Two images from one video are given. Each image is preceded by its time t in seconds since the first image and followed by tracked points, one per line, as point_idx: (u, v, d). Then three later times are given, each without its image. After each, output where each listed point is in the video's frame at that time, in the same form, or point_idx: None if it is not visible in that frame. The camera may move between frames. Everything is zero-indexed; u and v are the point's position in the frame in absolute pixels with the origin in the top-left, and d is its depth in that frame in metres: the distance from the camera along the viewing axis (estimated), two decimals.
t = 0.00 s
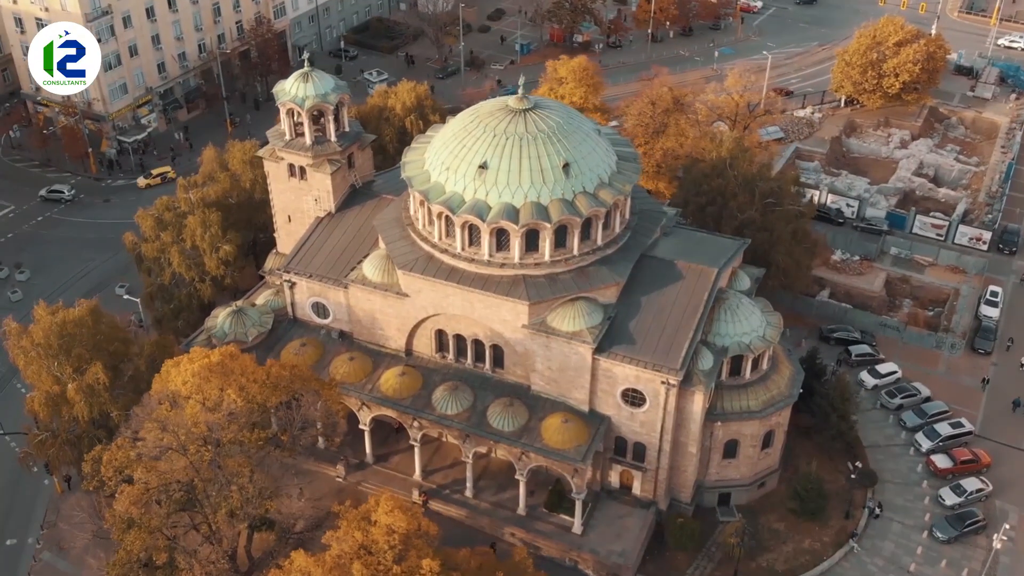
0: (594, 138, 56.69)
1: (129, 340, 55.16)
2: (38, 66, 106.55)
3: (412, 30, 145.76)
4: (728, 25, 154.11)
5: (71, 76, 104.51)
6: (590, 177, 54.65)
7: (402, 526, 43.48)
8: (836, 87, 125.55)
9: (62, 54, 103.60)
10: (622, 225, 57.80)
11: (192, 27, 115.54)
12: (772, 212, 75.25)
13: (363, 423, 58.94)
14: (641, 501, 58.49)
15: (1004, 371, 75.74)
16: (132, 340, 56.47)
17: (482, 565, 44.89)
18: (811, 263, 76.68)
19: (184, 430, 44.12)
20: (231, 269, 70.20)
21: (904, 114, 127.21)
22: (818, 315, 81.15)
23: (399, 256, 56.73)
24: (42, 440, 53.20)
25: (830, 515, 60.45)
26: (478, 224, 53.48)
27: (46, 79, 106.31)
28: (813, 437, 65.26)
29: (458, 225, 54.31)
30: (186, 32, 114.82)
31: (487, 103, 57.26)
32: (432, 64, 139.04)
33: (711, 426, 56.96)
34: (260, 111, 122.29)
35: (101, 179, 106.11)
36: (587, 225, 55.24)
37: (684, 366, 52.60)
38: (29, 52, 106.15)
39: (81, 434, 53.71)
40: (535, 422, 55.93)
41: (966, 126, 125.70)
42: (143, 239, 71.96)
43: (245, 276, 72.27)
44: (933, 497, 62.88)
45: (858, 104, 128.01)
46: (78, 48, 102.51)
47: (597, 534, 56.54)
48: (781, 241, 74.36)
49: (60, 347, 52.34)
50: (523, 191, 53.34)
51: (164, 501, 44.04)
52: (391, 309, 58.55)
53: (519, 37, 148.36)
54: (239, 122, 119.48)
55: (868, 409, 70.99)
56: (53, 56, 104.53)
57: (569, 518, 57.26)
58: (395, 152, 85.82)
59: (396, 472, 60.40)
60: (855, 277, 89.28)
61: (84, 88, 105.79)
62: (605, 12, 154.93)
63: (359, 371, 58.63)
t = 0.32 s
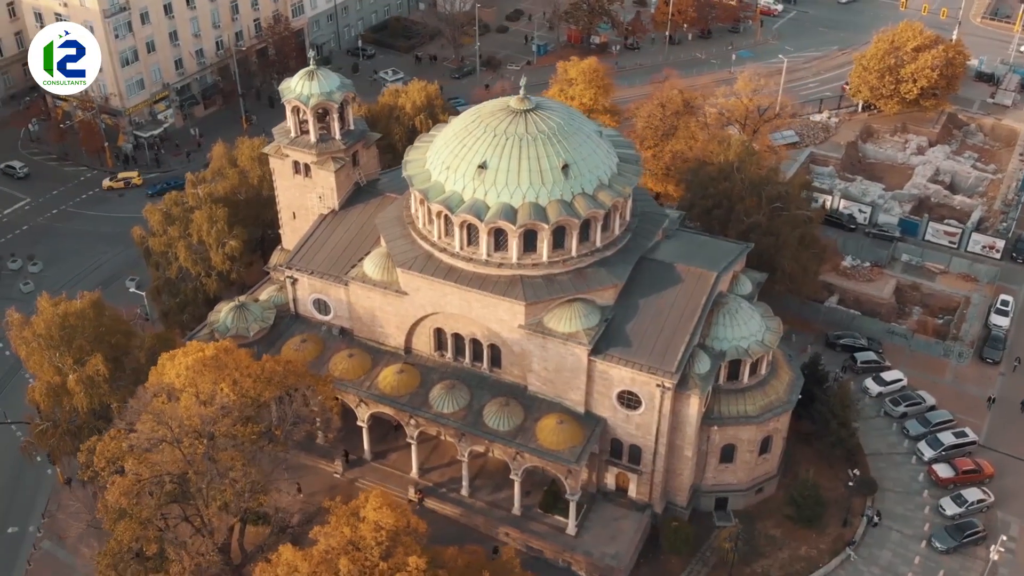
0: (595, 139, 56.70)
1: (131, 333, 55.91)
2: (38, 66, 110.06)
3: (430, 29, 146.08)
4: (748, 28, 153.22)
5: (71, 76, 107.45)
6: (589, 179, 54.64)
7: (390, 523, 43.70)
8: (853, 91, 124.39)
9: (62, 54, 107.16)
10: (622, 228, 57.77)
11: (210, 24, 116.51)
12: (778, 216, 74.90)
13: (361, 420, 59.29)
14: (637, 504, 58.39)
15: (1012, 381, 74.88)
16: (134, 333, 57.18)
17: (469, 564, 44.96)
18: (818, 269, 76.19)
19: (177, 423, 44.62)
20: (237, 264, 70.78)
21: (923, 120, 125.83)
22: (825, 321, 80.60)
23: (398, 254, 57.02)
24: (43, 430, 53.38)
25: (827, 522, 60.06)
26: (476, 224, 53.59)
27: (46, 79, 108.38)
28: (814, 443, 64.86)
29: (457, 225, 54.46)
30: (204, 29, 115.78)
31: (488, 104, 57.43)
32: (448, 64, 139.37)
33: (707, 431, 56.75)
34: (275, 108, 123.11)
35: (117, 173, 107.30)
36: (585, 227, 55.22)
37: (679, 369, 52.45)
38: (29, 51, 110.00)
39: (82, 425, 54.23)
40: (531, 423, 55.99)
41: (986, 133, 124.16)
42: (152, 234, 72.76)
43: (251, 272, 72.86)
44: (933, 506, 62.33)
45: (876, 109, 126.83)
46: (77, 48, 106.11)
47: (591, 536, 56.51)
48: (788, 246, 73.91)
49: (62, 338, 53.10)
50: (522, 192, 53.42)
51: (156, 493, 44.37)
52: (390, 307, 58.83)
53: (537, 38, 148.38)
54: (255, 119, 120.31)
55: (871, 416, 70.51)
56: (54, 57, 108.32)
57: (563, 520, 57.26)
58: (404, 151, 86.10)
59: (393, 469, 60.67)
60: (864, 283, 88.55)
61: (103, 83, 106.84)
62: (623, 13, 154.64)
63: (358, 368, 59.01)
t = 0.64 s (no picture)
0: (590, 139, 56.68)
1: (127, 326, 56.57)
2: (38, 66, 112.82)
3: (441, 27, 146.22)
4: (761, 30, 152.53)
5: (71, 76, 109.58)
6: (583, 178, 54.61)
7: (373, 518, 43.83)
8: (864, 95, 123.45)
9: (61, 54, 109.66)
10: (615, 229, 57.81)
11: (221, 21, 117.27)
12: (779, 219, 74.69)
13: (353, 416, 59.56)
14: (627, 505, 58.36)
15: (1014, 389, 74.17)
16: (131, 326, 57.81)
17: (452, 561, 45.08)
18: (819, 273, 75.89)
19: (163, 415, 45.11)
20: (237, 259, 71.32)
21: (934, 124, 124.64)
22: (826, 325, 80.14)
23: (392, 251, 57.26)
24: (38, 420, 53.65)
25: (819, 527, 59.79)
26: (469, 222, 53.69)
27: (46, 79, 110.14)
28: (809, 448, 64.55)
29: (450, 223, 54.61)
30: (215, 26, 116.60)
31: (484, 103, 57.54)
32: (459, 63, 139.54)
33: (698, 433, 56.63)
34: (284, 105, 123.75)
35: (126, 168, 108.31)
36: (578, 227, 55.26)
37: (669, 371, 52.38)
38: (29, 52, 112.80)
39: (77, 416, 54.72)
40: (521, 422, 56.06)
41: (998, 138, 122.78)
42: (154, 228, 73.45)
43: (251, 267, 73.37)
44: (927, 513, 61.92)
45: (887, 113, 125.78)
46: (77, 48, 108.39)
47: (580, 536, 56.51)
48: (788, 249, 73.71)
49: (57, 330, 53.78)
50: (514, 191, 53.47)
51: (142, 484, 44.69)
52: (384, 304, 59.09)
53: (548, 37, 148.30)
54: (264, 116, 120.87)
55: (868, 421, 70.10)
56: (53, 56, 110.56)
57: (553, 519, 57.30)
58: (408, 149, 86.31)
59: (386, 466, 60.92)
60: (868, 288, 88.06)
61: (113, 78, 108.07)
62: (635, 14, 154.39)
63: (351, 364, 59.33)
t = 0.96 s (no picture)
0: (587, 139, 56.64)
1: (125, 318, 57.10)
2: (38, 66, 115.37)
3: (453, 26, 146.36)
4: (776, 32, 151.80)
5: (71, 76, 111.57)
6: (578, 178, 54.58)
7: (357, 513, 43.94)
8: (876, 98, 122.51)
9: (61, 54, 112.07)
10: (611, 229, 57.75)
11: (233, 18, 117.99)
12: (780, 221, 74.53)
13: (348, 412, 59.82)
14: (619, 505, 58.29)
15: (1017, 396, 73.42)
16: (129, 318, 58.37)
17: (437, 557, 45.17)
18: (822, 275, 75.50)
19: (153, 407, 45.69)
20: (238, 254, 71.81)
21: (947, 128, 123.29)
22: (829, 328, 79.62)
23: (388, 248, 57.48)
24: (36, 410, 54.47)
25: (813, 531, 59.48)
26: (463, 220, 53.79)
27: (46, 79, 112.75)
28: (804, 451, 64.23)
29: (444, 220, 54.73)
30: (227, 23, 117.31)
31: (481, 102, 57.65)
32: (471, 62, 139.67)
33: (691, 434, 56.49)
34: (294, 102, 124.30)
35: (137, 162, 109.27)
36: (573, 226, 55.25)
37: (660, 371, 52.31)
38: (29, 51, 115.13)
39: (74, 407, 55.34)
40: (513, 420, 56.13)
41: (1012, 143, 121.26)
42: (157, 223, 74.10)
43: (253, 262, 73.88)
44: (923, 519, 61.47)
45: (900, 116, 124.68)
46: (77, 48, 111.02)
47: (571, 536, 56.51)
48: (788, 251, 73.60)
49: (55, 322, 54.31)
50: (508, 189, 53.57)
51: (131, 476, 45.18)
52: (380, 301, 59.36)
53: (561, 37, 148.17)
54: (275, 112, 121.43)
55: (868, 426, 69.64)
56: (54, 57, 113.00)
57: (544, 518, 57.34)
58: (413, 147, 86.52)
59: (380, 462, 61.17)
60: (873, 292, 87.50)
61: (125, 73, 109.16)
62: (649, 14, 154.09)
63: (347, 360, 59.56)
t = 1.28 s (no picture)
0: (586, 140, 56.61)
1: (126, 312, 57.77)
2: (38, 66, 115.68)
3: (468, 26, 146.61)
4: (793, 35, 150.83)
5: (71, 76, 112.90)
6: (575, 179, 54.57)
7: (344, 509, 44.10)
8: (891, 103, 121.26)
9: (61, 54, 112.89)
10: (609, 230, 57.71)
11: (249, 16, 118.78)
12: (785, 225, 74.29)
13: (345, 408, 60.21)
14: (613, 507, 58.26)
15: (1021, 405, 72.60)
16: (130, 311, 59.05)
17: (423, 555, 45.30)
18: (827, 281, 75.10)
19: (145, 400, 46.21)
20: (242, 250, 72.42)
21: (963, 134, 121.84)
22: (834, 333, 79.17)
23: (386, 246, 57.77)
24: (36, 401, 55.28)
25: (808, 537, 59.17)
26: (459, 219, 53.92)
27: (46, 79, 113.68)
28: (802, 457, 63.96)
29: (441, 219, 54.89)
30: (242, 20, 118.13)
31: (482, 102, 57.78)
32: (485, 62, 139.80)
33: (685, 437, 56.39)
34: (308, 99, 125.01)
35: (151, 158, 110.33)
36: (569, 227, 55.25)
37: (654, 374, 52.22)
38: (28, 52, 115.77)
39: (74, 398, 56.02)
40: (507, 420, 56.24)
41: None
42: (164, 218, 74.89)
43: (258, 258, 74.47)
44: (921, 528, 60.99)
45: (915, 122, 123.30)
46: (77, 49, 112.41)
47: (563, 537, 56.54)
48: (793, 255, 73.32)
49: (56, 314, 54.95)
50: (505, 189, 53.65)
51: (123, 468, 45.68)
52: (378, 298, 59.69)
53: (576, 37, 148.03)
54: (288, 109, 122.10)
55: (868, 433, 69.20)
56: (54, 56, 113.87)
57: (537, 518, 57.43)
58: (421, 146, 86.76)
59: (376, 459, 61.50)
60: (880, 298, 86.89)
61: (140, 69, 110.23)
62: (665, 16, 153.69)
63: (345, 357, 59.95)
